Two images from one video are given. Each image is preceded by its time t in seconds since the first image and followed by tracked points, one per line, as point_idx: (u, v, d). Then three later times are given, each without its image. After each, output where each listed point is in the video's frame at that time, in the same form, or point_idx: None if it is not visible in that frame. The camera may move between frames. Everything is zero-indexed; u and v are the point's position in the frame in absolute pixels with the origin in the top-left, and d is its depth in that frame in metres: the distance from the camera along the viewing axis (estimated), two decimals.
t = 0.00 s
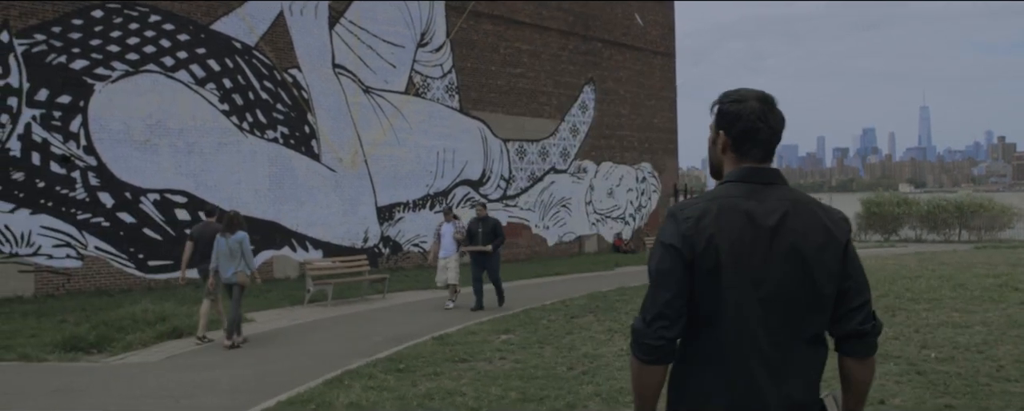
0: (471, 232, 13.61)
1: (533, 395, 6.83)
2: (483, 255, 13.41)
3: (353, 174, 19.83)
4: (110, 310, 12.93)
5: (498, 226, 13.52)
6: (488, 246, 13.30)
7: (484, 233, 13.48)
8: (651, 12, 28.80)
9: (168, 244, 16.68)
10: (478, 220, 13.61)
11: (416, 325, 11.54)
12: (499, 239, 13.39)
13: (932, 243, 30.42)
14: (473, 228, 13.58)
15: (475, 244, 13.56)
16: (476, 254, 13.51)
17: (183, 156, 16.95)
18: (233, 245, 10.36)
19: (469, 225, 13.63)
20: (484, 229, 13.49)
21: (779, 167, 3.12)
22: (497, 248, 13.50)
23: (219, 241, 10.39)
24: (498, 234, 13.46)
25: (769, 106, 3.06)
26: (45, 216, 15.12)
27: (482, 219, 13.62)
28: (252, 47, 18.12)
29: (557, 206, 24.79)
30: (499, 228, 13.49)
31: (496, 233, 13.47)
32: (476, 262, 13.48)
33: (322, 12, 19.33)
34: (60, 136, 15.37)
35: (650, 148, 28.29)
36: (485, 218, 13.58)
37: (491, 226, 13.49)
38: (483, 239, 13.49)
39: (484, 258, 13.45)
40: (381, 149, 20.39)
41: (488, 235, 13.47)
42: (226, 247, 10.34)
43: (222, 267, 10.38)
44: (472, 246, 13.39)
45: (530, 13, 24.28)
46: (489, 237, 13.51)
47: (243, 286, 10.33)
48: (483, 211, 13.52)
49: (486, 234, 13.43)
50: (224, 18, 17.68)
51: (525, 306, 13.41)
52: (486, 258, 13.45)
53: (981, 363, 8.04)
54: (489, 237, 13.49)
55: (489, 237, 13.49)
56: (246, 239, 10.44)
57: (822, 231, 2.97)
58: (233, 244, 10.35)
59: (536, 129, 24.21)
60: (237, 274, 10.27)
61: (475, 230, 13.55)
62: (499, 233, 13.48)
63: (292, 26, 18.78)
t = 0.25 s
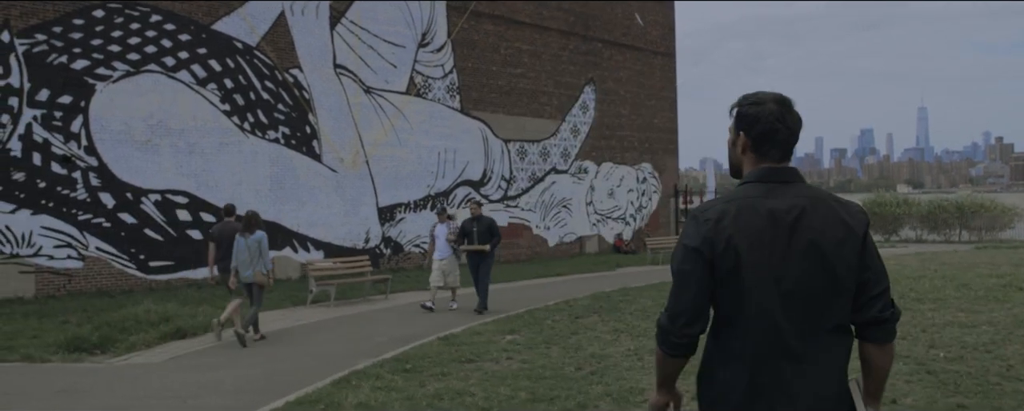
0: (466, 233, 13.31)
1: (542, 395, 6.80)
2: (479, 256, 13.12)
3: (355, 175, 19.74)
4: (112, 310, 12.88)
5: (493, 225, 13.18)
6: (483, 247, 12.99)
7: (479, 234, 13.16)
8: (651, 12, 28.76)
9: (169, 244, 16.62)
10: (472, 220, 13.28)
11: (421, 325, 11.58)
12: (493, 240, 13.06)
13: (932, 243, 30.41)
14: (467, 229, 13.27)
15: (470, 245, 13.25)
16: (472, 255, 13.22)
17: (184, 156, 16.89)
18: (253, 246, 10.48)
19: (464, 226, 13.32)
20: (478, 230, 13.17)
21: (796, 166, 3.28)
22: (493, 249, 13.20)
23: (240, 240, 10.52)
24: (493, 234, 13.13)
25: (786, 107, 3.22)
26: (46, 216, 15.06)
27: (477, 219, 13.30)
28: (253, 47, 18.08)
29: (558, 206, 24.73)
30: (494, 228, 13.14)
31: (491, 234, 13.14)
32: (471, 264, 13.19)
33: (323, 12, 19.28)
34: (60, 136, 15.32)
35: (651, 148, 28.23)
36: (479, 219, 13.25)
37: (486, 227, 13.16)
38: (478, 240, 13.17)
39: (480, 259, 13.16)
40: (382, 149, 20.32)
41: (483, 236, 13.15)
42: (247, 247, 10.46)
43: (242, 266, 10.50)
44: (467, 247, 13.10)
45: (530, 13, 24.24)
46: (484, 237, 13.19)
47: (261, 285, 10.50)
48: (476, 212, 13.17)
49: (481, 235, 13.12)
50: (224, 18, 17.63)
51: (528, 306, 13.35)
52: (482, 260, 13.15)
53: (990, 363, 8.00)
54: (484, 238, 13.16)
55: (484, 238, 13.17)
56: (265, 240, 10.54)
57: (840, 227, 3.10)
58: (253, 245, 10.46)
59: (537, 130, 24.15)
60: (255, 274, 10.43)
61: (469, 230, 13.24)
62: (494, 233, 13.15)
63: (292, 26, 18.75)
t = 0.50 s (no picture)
0: (459, 234, 12.91)
1: (547, 395, 6.74)
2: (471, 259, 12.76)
3: (354, 174, 19.70)
4: (110, 310, 12.80)
5: (488, 227, 12.80)
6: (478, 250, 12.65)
7: (472, 237, 12.79)
8: (650, 11, 28.71)
9: (168, 244, 16.55)
10: (466, 220, 12.87)
11: (424, 325, 11.43)
12: (488, 243, 12.71)
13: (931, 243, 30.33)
14: (460, 230, 12.87)
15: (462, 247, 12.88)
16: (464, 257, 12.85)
17: (183, 155, 16.82)
18: (267, 242, 10.90)
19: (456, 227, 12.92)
20: (472, 232, 12.79)
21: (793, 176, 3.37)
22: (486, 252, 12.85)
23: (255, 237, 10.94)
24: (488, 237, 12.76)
25: (781, 120, 3.34)
26: (44, 216, 14.99)
27: (470, 220, 12.89)
28: (252, 46, 18.00)
29: (557, 206, 24.65)
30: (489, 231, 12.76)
31: (485, 236, 12.77)
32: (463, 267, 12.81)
33: (323, 11, 19.21)
34: (59, 135, 15.24)
35: (650, 148, 28.17)
36: (473, 220, 12.86)
37: (480, 229, 12.77)
38: (472, 242, 12.81)
39: (473, 262, 12.81)
40: (381, 149, 20.27)
41: (477, 238, 12.78)
42: (261, 243, 10.87)
43: (256, 263, 10.91)
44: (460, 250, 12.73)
45: (530, 12, 24.18)
46: (478, 239, 12.82)
47: (275, 280, 10.84)
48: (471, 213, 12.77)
49: (475, 237, 12.75)
50: (224, 16, 17.56)
51: (529, 306, 13.26)
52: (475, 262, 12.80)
53: (997, 361, 7.94)
54: (478, 240, 12.79)
55: (478, 240, 12.79)
56: (278, 237, 10.96)
57: (832, 232, 3.18)
58: (267, 241, 10.88)
59: (536, 129, 24.07)
60: (267, 269, 10.80)
61: (463, 232, 12.85)
62: (488, 236, 12.78)
63: (292, 25, 18.66)
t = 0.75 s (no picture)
0: (450, 229, 12.40)
1: (552, 394, 6.66)
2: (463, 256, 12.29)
3: (352, 172, 19.59)
4: (107, 309, 12.70)
5: (479, 223, 12.31)
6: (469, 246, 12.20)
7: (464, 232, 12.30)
8: (649, 10, 28.64)
9: (166, 243, 16.45)
10: (458, 216, 12.40)
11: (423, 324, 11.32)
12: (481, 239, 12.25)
13: (931, 242, 30.25)
14: (450, 225, 12.37)
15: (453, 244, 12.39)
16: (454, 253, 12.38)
17: (180, 153, 16.72)
18: (285, 242, 10.96)
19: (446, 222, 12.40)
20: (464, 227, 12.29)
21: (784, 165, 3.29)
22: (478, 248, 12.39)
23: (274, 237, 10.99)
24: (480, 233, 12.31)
25: (768, 111, 3.25)
26: (41, 214, 14.90)
27: (461, 216, 12.41)
28: (250, 44, 17.88)
29: (556, 205, 24.55)
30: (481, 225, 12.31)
31: (477, 232, 12.32)
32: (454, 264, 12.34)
33: (321, 9, 19.11)
34: (55, 133, 15.14)
35: (649, 146, 28.09)
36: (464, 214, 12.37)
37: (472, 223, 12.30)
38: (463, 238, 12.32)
39: (464, 259, 12.33)
40: (379, 148, 20.16)
41: (468, 234, 12.30)
42: (280, 243, 10.94)
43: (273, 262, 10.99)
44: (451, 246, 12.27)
45: (529, 10, 24.08)
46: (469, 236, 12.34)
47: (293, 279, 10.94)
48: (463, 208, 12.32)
49: (467, 232, 12.27)
50: (222, 14, 17.45)
51: (529, 304, 13.14)
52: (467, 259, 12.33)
53: (1005, 360, 7.86)
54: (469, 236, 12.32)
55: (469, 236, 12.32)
56: (296, 238, 11.00)
57: (821, 216, 3.12)
58: (285, 241, 10.94)
59: (535, 128, 23.97)
60: (284, 269, 10.90)
61: (454, 228, 12.36)
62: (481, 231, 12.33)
63: (290, 22, 18.53)
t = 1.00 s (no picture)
0: (439, 234, 12.05)
1: (556, 397, 6.56)
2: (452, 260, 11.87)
3: (351, 172, 19.47)
4: (104, 310, 12.59)
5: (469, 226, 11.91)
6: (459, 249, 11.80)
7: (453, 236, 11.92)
8: (648, 9, 28.55)
9: (163, 243, 16.34)
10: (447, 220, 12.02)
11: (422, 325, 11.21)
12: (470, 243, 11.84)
13: (930, 242, 30.16)
14: (439, 229, 12.03)
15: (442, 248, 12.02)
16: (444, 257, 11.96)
17: (177, 153, 16.60)
18: (299, 237, 11.11)
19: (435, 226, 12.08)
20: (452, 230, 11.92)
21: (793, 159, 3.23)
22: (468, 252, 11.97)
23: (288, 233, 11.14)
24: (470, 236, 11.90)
25: (775, 107, 3.19)
26: (37, 214, 14.80)
27: (451, 219, 12.04)
28: (248, 43, 17.74)
29: (555, 205, 24.43)
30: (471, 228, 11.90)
31: (467, 235, 11.91)
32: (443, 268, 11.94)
33: (318, 8, 18.99)
34: (51, 133, 15.04)
35: (648, 146, 27.98)
36: (453, 218, 12.01)
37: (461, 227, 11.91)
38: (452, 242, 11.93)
39: (454, 263, 11.92)
40: (378, 147, 20.03)
41: (457, 237, 11.91)
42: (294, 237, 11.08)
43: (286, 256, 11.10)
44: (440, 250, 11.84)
45: (528, 9, 23.98)
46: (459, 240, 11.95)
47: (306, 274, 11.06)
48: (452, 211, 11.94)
49: (456, 236, 11.88)
50: (219, 12, 17.32)
51: (529, 305, 13.00)
52: (457, 264, 11.91)
53: (1014, 361, 7.76)
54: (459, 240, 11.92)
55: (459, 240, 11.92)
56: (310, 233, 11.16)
57: (827, 209, 3.06)
58: (299, 236, 11.09)
59: (533, 127, 23.85)
60: (298, 265, 11.00)
61: (443, 231, 12.00)
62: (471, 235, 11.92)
63: (288, 21, 18.41)
